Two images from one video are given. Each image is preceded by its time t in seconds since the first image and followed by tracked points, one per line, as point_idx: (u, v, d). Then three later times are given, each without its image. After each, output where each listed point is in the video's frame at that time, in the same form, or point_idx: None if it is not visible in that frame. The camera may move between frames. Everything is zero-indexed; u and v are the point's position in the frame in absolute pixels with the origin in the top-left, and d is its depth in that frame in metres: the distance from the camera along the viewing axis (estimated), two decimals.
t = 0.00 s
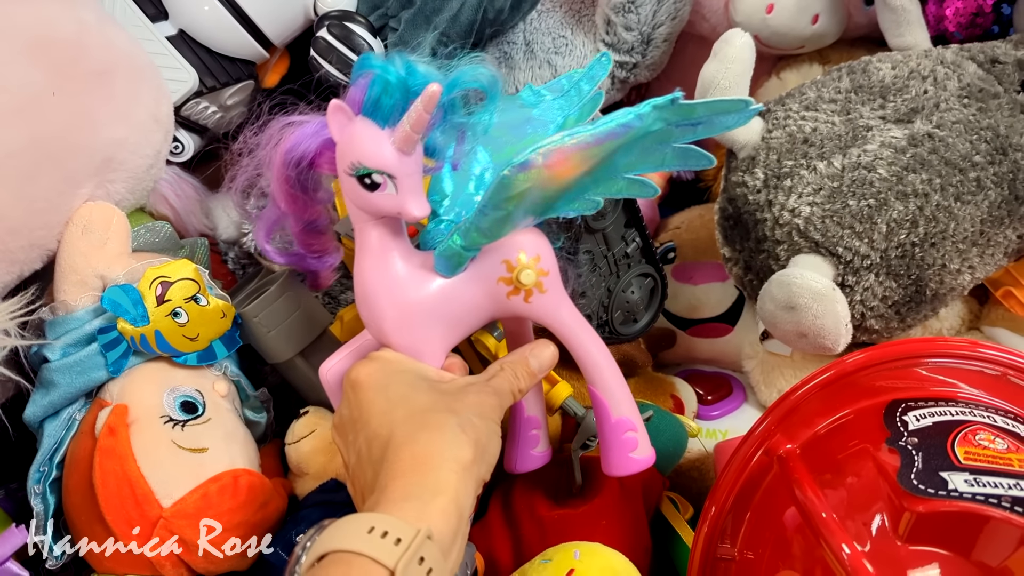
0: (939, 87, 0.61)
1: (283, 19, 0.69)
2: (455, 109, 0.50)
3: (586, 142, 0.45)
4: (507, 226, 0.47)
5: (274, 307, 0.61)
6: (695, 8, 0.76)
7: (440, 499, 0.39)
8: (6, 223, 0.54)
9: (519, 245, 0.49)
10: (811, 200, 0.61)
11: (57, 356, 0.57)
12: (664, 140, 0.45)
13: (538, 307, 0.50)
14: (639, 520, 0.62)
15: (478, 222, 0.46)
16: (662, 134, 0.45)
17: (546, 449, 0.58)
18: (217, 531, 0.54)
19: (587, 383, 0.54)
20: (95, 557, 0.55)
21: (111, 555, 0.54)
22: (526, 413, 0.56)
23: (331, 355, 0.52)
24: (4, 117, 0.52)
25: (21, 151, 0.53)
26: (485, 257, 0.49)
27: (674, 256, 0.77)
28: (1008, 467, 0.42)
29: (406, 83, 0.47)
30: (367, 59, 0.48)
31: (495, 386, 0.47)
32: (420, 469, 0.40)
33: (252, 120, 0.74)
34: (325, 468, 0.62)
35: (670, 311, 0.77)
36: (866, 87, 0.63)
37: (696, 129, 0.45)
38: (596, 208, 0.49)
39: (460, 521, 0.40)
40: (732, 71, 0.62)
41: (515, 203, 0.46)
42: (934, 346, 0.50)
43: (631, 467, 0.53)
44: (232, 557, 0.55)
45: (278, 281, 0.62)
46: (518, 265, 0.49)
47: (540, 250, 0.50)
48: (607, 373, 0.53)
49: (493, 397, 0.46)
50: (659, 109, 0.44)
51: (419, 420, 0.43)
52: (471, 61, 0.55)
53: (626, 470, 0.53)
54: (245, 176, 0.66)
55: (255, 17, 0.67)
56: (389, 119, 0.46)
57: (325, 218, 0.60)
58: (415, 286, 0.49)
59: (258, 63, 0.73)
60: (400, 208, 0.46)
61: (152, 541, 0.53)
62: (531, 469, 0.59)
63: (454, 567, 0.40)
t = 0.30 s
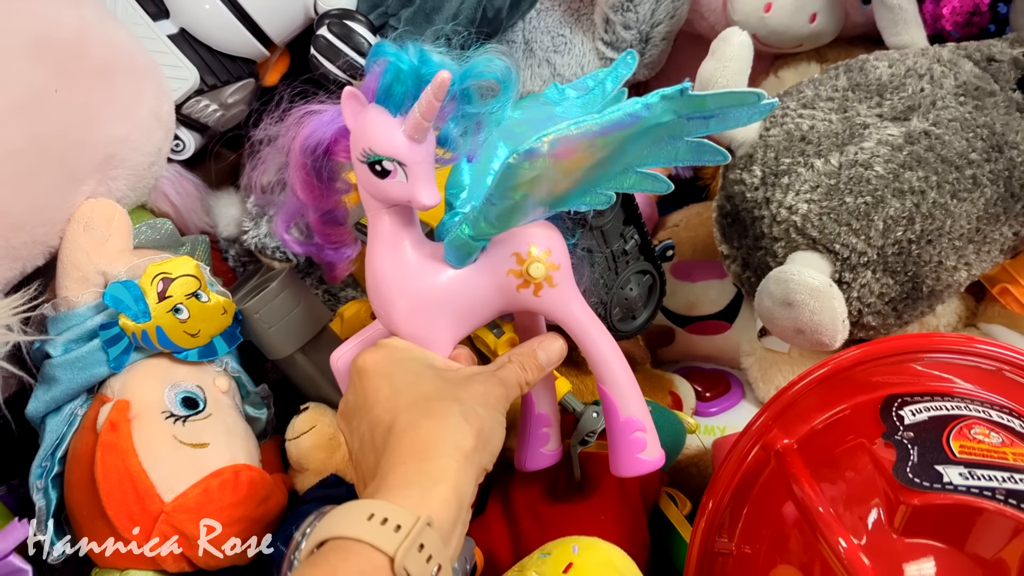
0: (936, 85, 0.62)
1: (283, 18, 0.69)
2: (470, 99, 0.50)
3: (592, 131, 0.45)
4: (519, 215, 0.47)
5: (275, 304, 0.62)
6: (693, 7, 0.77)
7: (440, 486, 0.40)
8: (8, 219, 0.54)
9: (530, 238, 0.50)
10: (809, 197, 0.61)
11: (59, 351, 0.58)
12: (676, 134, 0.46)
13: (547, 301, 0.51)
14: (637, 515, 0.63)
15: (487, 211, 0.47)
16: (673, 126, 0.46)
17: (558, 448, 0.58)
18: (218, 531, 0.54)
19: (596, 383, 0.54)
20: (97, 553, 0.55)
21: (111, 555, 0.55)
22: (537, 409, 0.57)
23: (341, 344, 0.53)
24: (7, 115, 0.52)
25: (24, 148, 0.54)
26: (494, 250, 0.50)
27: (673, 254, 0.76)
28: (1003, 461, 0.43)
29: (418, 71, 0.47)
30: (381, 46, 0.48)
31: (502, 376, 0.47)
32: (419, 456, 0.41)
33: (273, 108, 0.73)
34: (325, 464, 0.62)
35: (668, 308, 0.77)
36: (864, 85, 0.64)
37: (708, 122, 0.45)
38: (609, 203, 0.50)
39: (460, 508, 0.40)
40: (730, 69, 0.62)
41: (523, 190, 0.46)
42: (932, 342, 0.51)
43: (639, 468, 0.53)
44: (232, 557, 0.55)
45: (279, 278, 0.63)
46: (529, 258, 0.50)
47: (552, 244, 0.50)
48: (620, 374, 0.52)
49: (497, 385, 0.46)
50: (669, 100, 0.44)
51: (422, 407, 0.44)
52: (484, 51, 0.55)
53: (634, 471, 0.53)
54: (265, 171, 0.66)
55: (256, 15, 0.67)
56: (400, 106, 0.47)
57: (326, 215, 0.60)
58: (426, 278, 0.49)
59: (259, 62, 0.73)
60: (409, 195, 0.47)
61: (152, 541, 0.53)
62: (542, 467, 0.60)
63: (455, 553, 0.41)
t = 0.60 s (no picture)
0: (933, 84, 0.62)
1: (282, 17, 0.69)
2: (466, 97, 0.50)
3: (578, 118, 0.47)
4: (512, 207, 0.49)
5: (273, 302, 0.62)
6: (692, 6, 0.77)
7: (429, 476, 0.41)
8: (7, 217, 0.54)
9: (527, 236, 0.50)
10: (806, 195, 0.61)
11: (58, 350, 0.58)
12: (667, 124, 0.48)
13: (544, 299, 0.51)
14: (635, 513, 0.63)
15: (479, 202, 0.48)
16: (662, 116, 0.47)
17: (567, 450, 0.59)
18: (218, 531, 0.54)
19: (597, 384, 0.53)
20: (96, 551, 0.55)
21: (111, 555, 0.55)
22: (539, 412, 0.57)
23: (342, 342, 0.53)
24: (6, 113, 0.52)
25: (23, 146, 0.54)
26: (492, 244, 0.50)
27: (672, 252, 0.77)
28: (998, 458, 0.43)
29: (412, 67, 0.47)
30: (376, 44, 0.49)
31: (499, 370, 0.48)
32: (410, 448, 0.42)
33: (277, 108, 0.70)
34: (323, 462, 0.62)
35: (667, 306, 0.77)
36: (861, 84, 0.64)
37: (698, 113, 0.47)
38: (604, 199, 0.51)
39: (450, 501, 0.41)
40: (727, 68, 0.62)
41: (512, 181, 0.48)
42: (928, 339, 0.51)
43: (637, 469, 0.52)
44: (232, 557, 0.56)
45: (277, 276, 0.63)
46: (525, 255, 0.50)
47: (549, 242, 0.50)
48: (620, 375, 0.52)
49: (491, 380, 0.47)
50: (655, 88, 0.46)
51: (413, 400, 0.45)
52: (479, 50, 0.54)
53: (635, 473, 0.52)
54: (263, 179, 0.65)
55: (254, 14, 0.67)
56: (394, 103, 0.47)
57: (325, 213, 0.60)
58: (423, 276, 0.49)
59: (258, 60, 0.73)
60: (404, 190, 0.47)
61: (152, 541, 0.54)
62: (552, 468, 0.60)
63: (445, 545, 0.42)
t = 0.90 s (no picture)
0: (934, 84, 0.62)
1: (283, 17, 0.70)
2: (463, 93, 0.50)
3: (565, 109, 0.45)
4: (506, 200, 0.48)
5: (275, 302, 0.62)
6: (692, 7, 0.77)
7: (419, 467, 0.42)
8: (9, 217, 0.54)
9: (525, 232, 0.50)
10: (807, 196, 0.61)
11: (60, 350, 0.58)
12: (659, 117, 0.46)
13: (542, 295, 0.51)
14: (636, 513, 0.63)
15: (473, 195, 0.48)
16: (653, 106, 0.45)
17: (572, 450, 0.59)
18: (218, 531, 0.55)
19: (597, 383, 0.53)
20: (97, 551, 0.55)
21: (111, 555, 0.55)
22: (542, 412, 0.57)
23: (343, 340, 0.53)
24: (8, 113, 0.53)
25: (25, 147, 0.54)
26: (491, 239, 0.51)
27: (673, 253, 0.77)
28: (998, 458, 0.43)
29: (408, 65, 0.47)
30: (373, 41, 0.49)
31: (494, 364, 0.48)
32: (400, 439, 0.43)
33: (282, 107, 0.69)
34: (325, 462, 0.62)
35: (667, 306, 0.77)
36: (862, 84, 0.64)
37: (689, 104, 0.45)
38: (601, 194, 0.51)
39: (440, 491, 0.42)
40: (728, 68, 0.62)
41: (504, 173, 0.47)
42: (928, 339, 0.51)
43: (638, 468, 0.52)
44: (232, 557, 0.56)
45: (279, 276, 0.64)
46: (523, 251, 0.50)
47: (547, 238, 0.50)
48: (620, 373, 0.52)
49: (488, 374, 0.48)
50: (643, 78, 0.44)
51: (406, 391, 0.45)
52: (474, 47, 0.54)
53: (635, 472, 0.52)
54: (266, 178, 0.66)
55: (256, 15, 0.68)
56: (390, 99, 0.47)
57: (327, 214, 0.61)
58: (422, 271, 0.50)
59: (259, 61, 0.74)
60: (400, 186, 0.47)
61: (152, 541, 0.54)
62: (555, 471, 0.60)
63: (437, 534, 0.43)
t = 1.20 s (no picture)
0: (936, 86, 0.62)
1: (283, 18, 0.69)
2: (450, 90, 0.50)
3: (542, 97, 0.45)
4: (488, 193, 0.48)
5: (274, 304, 0.62)
6: (693, 8, 0.77)
7: (397, 461, 0.42)
8: (8, 220, 0.54)
9: (517, 228, 0.50)
10: (808, 198, 0.61)
11: (58, 352, 0.58)
12: (639, 104, 0.46)
13: (534, 291, 0.50)
14: (637, 516, 0.63)
15: (459, 189, 0.48)
16: (632, 92, 0.46)
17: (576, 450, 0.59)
18: (218, 531, 0.54)
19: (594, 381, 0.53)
20: (97, 555, 0.55)
21: (111, 555, 0.54)
22: (544, 412, 0.58)
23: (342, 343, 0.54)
24: (7, 115, 0.52)
25: (24, 148, 0.54)
26: (483, 235, 0.51)
27: (673, 254, 0.76)
28: (1001, 463, 0.43)
29: (391, 63, 0.47)
30: (358, 44, 0.49)
31: (486, 361, 0.49)
32: (382, 434, 0.43)
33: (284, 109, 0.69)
34: (324, 465, 0.62)
35: (668, 308, 0.77)
36: (864, 86, 0.64)
37: (667, 87, 0.46)
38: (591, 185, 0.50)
39: (420, 487, 0.43)
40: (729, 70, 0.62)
41: (486, 166, 0.46)
42: (932, 343, 0.50)
43: (638, 467, 0.51)
44: (233, 558, 0.54)
45: (279, 278, 0.63)
46: (513, 246, 0.50)
47: (539, 233, 0.51)
48: (617, 369, 0.51)
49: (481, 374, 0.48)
50: (620, 63, 0.45)
51: (391, 387, 0.46)
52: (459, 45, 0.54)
53: (635, 471, 0.51)
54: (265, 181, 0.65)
55: (256, 16, 0.67)
56: (377, 98, 0.47)
57: (324, 219, 0.61)
58: (417, 271, 0.50)
59: (259, 62, 0.73)
60: (389, 184, 0.47)
61: (152, 541, 0.53)
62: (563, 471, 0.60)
63: (418, 529, 0.43)
